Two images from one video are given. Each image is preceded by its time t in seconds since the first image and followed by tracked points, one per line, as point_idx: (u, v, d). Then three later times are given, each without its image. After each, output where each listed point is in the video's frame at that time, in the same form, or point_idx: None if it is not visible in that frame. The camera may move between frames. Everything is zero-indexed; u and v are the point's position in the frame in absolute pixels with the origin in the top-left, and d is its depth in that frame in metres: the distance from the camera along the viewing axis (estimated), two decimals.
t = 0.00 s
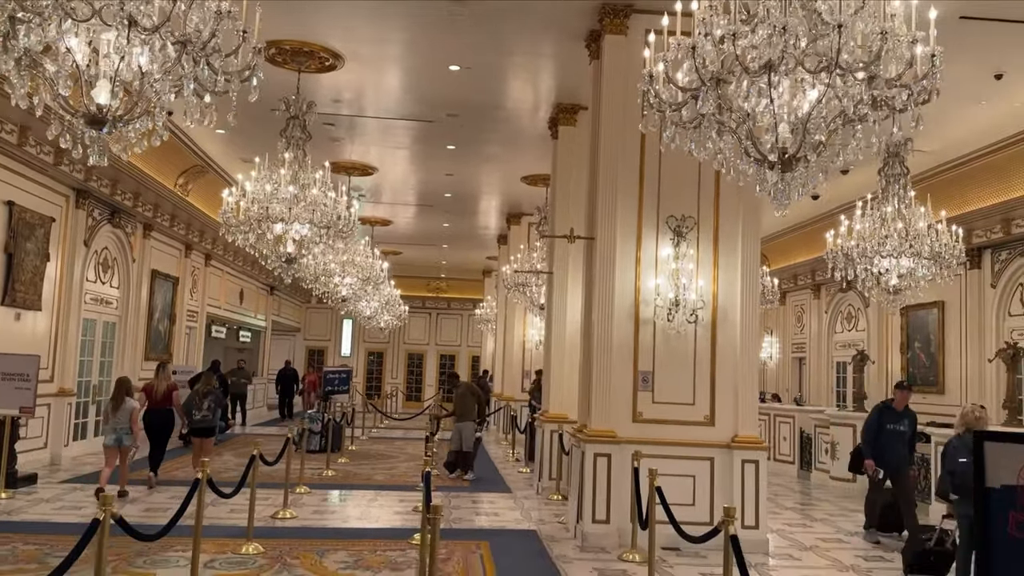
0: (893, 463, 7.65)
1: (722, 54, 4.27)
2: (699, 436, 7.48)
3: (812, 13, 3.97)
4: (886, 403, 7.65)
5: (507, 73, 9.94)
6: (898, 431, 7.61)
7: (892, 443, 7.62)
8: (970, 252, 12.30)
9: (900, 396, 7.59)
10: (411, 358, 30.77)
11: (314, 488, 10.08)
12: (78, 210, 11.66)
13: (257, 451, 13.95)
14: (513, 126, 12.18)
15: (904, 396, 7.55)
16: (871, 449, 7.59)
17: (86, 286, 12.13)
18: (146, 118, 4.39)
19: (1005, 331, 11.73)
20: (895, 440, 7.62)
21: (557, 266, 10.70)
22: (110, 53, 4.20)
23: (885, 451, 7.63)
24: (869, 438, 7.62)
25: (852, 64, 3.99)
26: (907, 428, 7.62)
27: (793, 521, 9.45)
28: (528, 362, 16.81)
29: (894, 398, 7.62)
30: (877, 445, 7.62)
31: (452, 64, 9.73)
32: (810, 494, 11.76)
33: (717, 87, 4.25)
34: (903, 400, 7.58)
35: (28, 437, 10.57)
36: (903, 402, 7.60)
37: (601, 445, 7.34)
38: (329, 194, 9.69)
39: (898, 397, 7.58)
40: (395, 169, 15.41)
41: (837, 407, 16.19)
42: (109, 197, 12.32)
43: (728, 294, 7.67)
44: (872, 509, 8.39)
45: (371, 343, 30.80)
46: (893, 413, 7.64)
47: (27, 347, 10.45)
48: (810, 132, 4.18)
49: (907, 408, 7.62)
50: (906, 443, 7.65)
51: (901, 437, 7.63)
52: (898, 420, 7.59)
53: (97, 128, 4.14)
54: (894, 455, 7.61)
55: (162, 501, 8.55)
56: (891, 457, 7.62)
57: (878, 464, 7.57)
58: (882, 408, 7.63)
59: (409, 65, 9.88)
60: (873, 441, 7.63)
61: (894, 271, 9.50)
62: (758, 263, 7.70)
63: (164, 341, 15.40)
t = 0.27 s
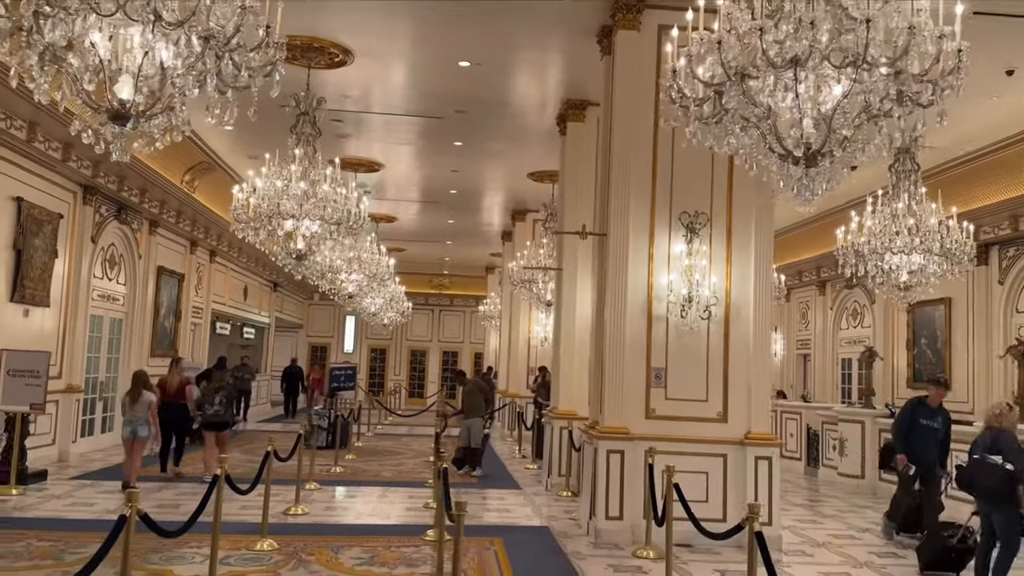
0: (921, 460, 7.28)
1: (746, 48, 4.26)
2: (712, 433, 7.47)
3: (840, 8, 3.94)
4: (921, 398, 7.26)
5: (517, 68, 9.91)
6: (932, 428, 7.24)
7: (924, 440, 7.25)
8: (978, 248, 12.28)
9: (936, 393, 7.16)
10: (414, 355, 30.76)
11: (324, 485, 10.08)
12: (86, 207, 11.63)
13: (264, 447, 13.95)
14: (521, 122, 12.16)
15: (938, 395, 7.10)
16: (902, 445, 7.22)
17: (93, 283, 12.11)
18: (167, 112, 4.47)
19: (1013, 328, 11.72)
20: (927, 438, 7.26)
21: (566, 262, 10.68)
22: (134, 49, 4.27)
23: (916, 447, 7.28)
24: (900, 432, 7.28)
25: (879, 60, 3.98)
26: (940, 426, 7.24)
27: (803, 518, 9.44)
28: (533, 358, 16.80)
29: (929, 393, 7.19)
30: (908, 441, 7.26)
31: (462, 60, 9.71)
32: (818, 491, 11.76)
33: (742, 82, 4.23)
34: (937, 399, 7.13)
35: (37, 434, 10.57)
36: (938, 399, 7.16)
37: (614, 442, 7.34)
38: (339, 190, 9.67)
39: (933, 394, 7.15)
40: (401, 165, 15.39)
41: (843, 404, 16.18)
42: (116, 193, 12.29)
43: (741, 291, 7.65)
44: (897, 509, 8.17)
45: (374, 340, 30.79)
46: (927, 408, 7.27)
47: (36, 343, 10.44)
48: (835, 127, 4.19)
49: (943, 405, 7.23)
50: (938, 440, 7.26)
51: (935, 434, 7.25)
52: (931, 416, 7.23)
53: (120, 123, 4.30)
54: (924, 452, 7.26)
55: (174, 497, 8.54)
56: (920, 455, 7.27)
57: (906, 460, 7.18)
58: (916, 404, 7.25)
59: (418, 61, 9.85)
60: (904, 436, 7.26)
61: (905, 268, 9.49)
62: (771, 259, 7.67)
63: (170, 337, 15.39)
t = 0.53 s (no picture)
0: (954, 458, 7.16)
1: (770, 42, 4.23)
2: (727, 430, 7.45)
3: None
4: (953, 395, 7.18)
5: (528, 64, 9.87)
6: (965, 426, 7.14)
7: (957, 438, 7.15)
8: (991, 245, 12.23)
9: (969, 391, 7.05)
10: (421, 352, 30.76)
11: (336, 481, 10.09)
12: (97, 204, 11.64)
13: (274, 444, 13.96)
14: (532, 118, 12.13)
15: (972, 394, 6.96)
16: (935, 442, 7.13)
17: (104, 280, 12.13)
18: (188, 108, 4.54)
19: None
20: (960, 436, 7.15)
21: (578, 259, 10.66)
22: (158, 45, 4.32)
23: (949, 445, 7.17)
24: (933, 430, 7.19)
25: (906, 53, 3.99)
26: (973, 424, 7.15)
27: (817, 515, 9.41)
28: (542, 355, 16.79)
29: (962, 391, 7.12)
30: (941, 439, 7.17)
31: (473, 56, 9.67)
32: (828, 487, 11.74)
33: (767, 76, 4.19)
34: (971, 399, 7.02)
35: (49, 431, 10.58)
36: (971, 398, 7.07)
37: (628, 439, 7.32)
38: (351, 187, 9.65)
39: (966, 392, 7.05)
40: (409, 161, 15.37)
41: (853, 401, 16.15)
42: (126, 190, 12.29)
43: (756, 287, 7.62)
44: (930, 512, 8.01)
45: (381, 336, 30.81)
46: (960, 406, 7.18)
47: (48, 340, 10.44)
48: (860, 121, 4.20)
49: (977, 403, 7.12)
50: (971, 439, 7.16)
51: (968, 432, 7.16)
52: (964, 415, 7.14)
53: (143, 119, 4.38)
54: (958, 451, 7.14)
55: (188, 494, 8.53)
56: (953, 453, 7.15)
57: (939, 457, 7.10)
58: (949, 401, 7.18)
59: (430, 57, 9.81)
60: (936, 433, 7.18)
61: (919, 265, 9.44)
62: (786, 255, 7.65)
63: (179, 335, 15.39)
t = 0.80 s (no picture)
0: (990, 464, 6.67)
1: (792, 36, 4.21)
2: (742, 428, 7.41)
3: None
4: (981, 396, 6.75)
5: (540, 61, 9.83)
6: (997, 429, 6.67)
7: (990, 442, 6.67)
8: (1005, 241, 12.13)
9: (997, 390, 6.63)
10: (429, 349, 30.75)
11: (347, 479, 10.08)
12: (107, 201, 11.65)
13: (284, 441, 13.97)
14: (542, 115, 12.08)
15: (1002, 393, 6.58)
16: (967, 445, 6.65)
17: (115, 277, 12.13)
18: (204, 103, 4.51)
19: None
20: (994, 439, 6.68)
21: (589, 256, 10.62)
22: (173, 40, 4.29)
23: (981, 447, 6.70)
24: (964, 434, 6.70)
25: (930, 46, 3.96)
26: (1006, 426, 6.68)
27: (830, 514, 9.36)
28: (551, 352, 16.76)
29: (990, 391, 6.70)
30: (975, 445, 6.68)
31: (485, 52, 9.62)
32: (841, 485, 11.68)
33: (787, 70, 4.18)
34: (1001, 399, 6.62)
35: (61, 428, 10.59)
36: (1000, 396, 6.65)
37: (642, 437, 7.27)
38: (362, 184, 9.63)
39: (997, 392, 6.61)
40: (419, 158, 15.34)
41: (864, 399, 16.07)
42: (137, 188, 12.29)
43: (771, 284, 7.58)
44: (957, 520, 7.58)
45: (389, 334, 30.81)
46: (989, 408, 6.74)
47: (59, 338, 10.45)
48: (883, 115, 4.17)
49: (1008, 402, 6.70)
50: (1005, 443, 6.68)
51: (1001, 435, 6.68)
52: (994, 417, 6.70)
53: (161, 116, 4.34)
54: (993, 455, 6.67)
55: (201, 492, 8.52)
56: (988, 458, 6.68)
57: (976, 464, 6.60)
58: (977, 403, 6.74)
59: (442, 54, 9.77)
60: (968, 435, 6.69)
61: (933, 261, 9.38)
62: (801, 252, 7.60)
63: (189, 332, 15.40)
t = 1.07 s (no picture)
0: None
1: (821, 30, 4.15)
2: (761, 429, 7.32)
3: None
4: None
5: (555, 57, 9.74)
6: None
7: None
8: None
9: None
10: (439, 347, 30.71)
11: (362, 478, 10.04)
12: (120, 200, 11.62)
13: (296, 440, 13.94)
14: (556, 112, 11.99)
15: None
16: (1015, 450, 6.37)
17: (128, 276, 12.13)
18: (219, 100, 4.48)
19: None
20: None
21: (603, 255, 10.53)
22: (189, 36, 4.26)
23: None
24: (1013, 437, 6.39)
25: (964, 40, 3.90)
26: None
27: (848, 514, 9.25)
28: (563, 351, 16.68)
29: None
30: None
31: (500, 49, 9.54)
32: (858, 486, 11.56)
33: (816, 65, 4.12)
34: None
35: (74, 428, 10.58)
36: None
37: (660, 438, 7.19)
38: (376, 182, 9.57)
39: None
40: (431, 156, 15.28)
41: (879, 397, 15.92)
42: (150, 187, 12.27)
43: (791, 283, 7.48)
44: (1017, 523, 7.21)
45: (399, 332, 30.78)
46: None
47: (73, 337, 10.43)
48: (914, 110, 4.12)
49: None
50: None
51: None
52: None
53: (177, 114, 4.31)
54: None
55: (215, 491, 8.48)
56: None
57: None
58: None
59: (456, 51, 9.70)
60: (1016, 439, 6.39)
61: (953, 259, 9.25)
62: (821, 250, 7.50)
63: (201, 331, 15.38)
